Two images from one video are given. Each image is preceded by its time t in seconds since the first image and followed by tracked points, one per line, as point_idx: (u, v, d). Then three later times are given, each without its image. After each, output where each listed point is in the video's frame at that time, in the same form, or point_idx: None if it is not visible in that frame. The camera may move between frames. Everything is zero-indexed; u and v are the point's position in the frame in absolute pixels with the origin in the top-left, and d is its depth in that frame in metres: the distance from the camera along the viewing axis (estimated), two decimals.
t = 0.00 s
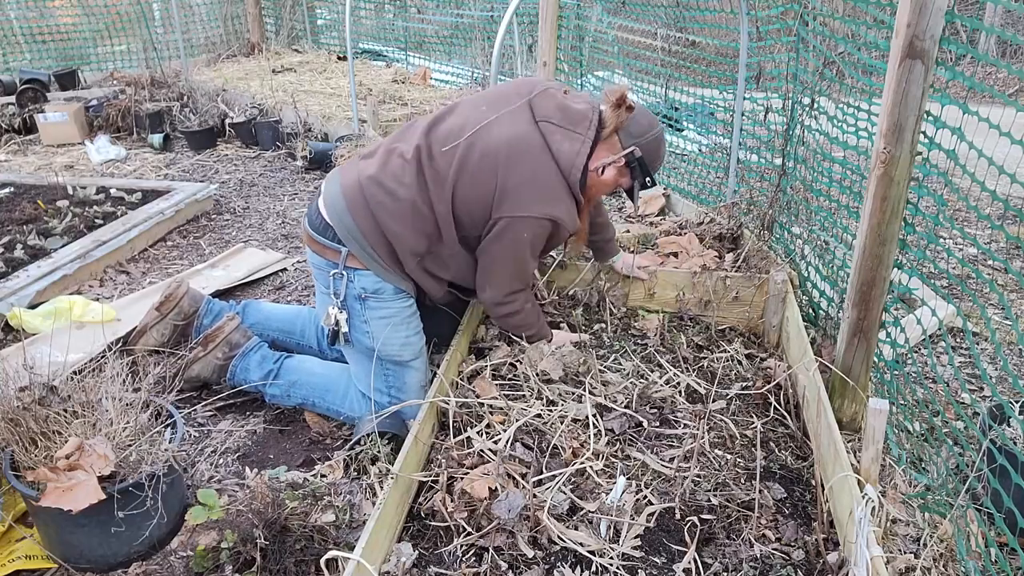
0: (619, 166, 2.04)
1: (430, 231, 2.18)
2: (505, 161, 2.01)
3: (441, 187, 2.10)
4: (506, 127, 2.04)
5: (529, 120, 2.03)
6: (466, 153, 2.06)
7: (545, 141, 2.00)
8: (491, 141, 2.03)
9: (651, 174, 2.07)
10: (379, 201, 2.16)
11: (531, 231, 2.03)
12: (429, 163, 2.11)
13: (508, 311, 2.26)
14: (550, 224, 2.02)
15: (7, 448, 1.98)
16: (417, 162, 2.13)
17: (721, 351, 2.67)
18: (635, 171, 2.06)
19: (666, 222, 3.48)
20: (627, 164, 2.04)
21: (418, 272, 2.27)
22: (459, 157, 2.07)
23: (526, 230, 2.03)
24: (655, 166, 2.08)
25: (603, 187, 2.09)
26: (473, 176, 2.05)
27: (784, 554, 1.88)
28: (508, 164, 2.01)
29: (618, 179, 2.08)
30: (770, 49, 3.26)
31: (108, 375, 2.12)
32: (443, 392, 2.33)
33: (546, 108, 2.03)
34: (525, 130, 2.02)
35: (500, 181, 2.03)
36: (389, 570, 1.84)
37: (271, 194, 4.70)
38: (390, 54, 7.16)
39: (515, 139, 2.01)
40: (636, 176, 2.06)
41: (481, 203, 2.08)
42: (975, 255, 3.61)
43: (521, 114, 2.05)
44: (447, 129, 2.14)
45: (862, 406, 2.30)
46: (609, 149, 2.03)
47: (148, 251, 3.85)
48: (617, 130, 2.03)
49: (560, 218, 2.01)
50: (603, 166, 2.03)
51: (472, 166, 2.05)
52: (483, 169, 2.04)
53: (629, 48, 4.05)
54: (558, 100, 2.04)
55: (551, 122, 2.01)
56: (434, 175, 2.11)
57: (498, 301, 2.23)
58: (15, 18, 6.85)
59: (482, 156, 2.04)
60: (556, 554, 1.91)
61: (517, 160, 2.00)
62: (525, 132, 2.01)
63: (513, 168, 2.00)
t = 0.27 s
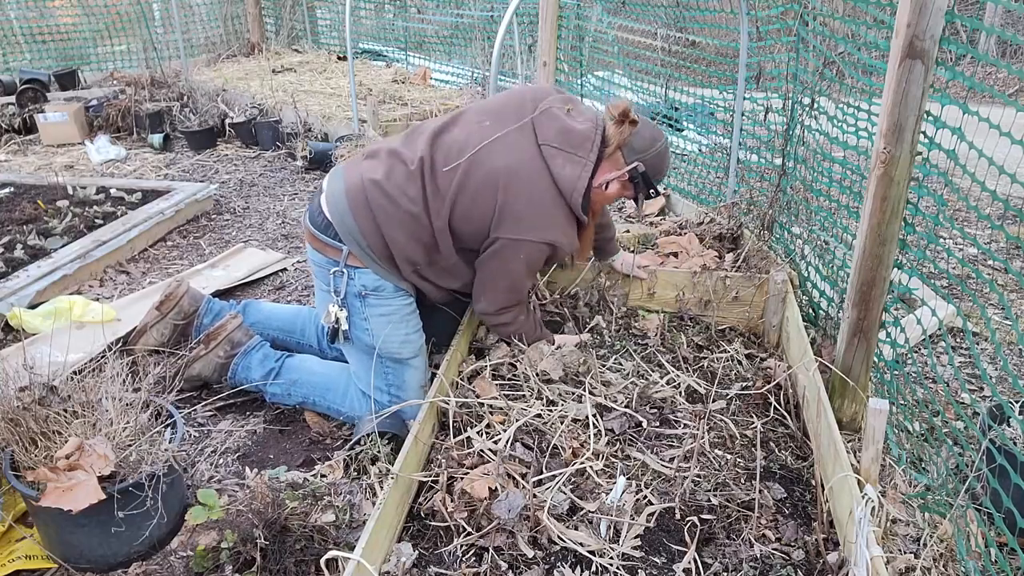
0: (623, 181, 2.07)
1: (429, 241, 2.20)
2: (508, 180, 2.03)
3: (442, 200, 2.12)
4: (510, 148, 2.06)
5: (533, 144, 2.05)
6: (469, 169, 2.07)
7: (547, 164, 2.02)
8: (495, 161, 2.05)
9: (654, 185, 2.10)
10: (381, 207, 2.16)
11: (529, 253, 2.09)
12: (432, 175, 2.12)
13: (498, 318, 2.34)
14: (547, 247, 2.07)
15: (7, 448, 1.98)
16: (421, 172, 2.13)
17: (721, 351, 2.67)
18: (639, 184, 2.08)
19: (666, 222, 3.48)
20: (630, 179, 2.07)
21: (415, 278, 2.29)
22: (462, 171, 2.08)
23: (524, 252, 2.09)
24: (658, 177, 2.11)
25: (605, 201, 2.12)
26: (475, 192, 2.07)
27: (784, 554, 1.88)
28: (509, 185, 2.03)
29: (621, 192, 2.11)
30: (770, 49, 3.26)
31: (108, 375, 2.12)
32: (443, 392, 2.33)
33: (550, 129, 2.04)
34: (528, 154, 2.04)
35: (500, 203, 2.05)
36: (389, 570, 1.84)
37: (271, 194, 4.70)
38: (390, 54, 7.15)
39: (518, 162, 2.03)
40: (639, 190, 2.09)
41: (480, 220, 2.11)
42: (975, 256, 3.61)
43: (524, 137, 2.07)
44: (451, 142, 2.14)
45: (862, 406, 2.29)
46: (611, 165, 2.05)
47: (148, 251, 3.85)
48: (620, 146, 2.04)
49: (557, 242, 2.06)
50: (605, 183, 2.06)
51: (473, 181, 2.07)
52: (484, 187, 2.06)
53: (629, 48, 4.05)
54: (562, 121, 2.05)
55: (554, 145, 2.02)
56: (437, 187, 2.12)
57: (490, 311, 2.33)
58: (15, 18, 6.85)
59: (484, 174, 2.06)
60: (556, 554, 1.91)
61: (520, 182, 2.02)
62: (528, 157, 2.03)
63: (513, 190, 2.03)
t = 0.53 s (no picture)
0: (626, 134, 2.07)
1: (439, 230, 2.19)
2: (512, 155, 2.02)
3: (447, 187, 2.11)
4: (508, 120, 2.05)
5: (529, 110, 2.04)
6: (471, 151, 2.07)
7: (546, 126, 2.01)
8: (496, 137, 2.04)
9: (657, 135, 2.10)
10: (386, 202, 2.16)
11: (544, 220, 2.05)
12: (433, 161, 2.11)
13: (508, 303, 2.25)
14: (563, 211, 2.05)
15: (7, 448, 1.98)
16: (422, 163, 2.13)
17: (721, 351, 2.67)
18: (641, 136, 2.09)
19: (666, 222, 3.48)
20: (633, 130, 2.07)
21: (426, 274, 2.28)
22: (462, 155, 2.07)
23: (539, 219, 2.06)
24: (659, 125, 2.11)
25: (611, 158, 2.11)
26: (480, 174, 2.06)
27: (784, 554, 1.88)
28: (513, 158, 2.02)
29: (625, 145, 2.11)
30: (770, 49, 3.26)
31: (108, 376, 2.12)
32: (443, 392, 2.33)
33: (542, 92, 2.03)
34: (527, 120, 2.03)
35: (508, 175, 2.04)
36: (389, 570, 1.84)
37: (271, 194, 4.70)
38: (390, 54, 7.15)
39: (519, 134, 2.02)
40: (643, 140, 2.09)
41: (489, 199, 2.10)
42: (975, 256, 3.61)
43: (519, 106, 2.06)
44: (449, 126, 2.13)
45: (862, 406, 2.29)
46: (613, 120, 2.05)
47: (148, 251, 3.85)
48: (617, 100, 2.03)
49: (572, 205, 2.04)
50: (611, 138, 2.06)
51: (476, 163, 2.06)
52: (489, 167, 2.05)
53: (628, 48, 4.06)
54: (553, 82, 2.04)
55: (549, 107, 2.01)
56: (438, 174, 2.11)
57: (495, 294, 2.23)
58: (15, 18, 6.85)
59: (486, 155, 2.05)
60: (556, 554, 1.91)
61: (523, 153, 2.01)
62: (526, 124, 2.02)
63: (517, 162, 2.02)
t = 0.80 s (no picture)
0: (620, 126, 2.03)
1: (435, 220, 2.18)
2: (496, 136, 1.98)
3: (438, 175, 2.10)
4: (499, 103, 2.02)
5: (518, 90, 2.02)
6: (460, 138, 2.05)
7: (536, 107, 1.98)
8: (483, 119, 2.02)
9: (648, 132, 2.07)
10: (381, 197, 2.16)
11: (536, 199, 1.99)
12: (426, 151, 2.11)
13: (481, 279, 2.08)
14: (546, 183, 1.96)
15: (7, 448, 1.98)
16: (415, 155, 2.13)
17: (721, 351, 2.67)
18: (635, 129, 2.05)
19: (666, 222, 3.48)
20: (627, 123, 2.03)
21: (426, 267, 2.28)
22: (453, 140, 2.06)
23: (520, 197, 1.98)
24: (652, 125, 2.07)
25: (604, 150, 2.07)
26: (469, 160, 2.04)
27: (784, 554, 1.88)
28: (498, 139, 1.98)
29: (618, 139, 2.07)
30: (770, 49, 3.26)
31: (108, 376, 2.12)
32: (443, 392, 2.33)
33: (533, 76, 2.01)
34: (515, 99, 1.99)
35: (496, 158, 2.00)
36: (389, 570, 1.84)
37: (271, 194, 4.70)
38: (390, 54, 7.15)
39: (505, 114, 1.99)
40: (634, 135, 2.06)
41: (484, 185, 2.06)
42: (975, 256, 3.61)
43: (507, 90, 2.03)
44: (442, 116, 2.13)
45: (862, 406, 2.29)
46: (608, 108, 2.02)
47: (148, 251, 3.85)
48: (612, 91, 2.01)
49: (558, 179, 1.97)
50: (604, 128, 2.02)
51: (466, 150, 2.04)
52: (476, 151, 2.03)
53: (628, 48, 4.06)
54: (546, 67, 2.02)
55: (540, 88, 1.99)
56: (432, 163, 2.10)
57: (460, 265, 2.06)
58: (15, 18, 6.86)
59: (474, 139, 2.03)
60: (556, 554, 1.91)
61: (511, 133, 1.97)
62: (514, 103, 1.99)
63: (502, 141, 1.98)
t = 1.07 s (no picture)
0: (610, 120, 2.03)
1: (426, 217, 2.16)
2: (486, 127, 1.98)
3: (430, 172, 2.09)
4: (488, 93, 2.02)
5: (507, 81, 2.02)
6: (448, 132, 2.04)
7: (526, 95, 1.97)
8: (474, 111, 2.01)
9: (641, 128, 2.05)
10: (370, 195, 2.16)
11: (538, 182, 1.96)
12: (414, 149, 2.11)
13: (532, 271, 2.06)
14: (556, 162, 1.95)
15: (7, 448, 1.98)
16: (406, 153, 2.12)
17: (721, 351, 2.67)
18: (626, 125, 2.04)
19: (666, 222, 3.48)
20: (618, 117, 2.02)
21: (420, 265, 2.26)
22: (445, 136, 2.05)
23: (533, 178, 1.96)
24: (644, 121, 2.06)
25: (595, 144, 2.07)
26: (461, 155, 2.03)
27: (784, 554, 1.88)
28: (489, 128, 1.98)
29: (611, 134, 2.06)
30: (770, 49, 3.26)
31: (108, 376, 2.12)
32: (443, 392, 2.33)
33: (522, 67, 2.01)
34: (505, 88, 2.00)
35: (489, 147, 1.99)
36: (389, 570, 1.84)
37: (271, 194, 4.70)
38: (390, 54, 7.15)
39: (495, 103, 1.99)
40: (627, 132, 2.05)
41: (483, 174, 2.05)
42: (975, 256, 3.61)
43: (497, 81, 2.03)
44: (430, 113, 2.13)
45: (862, 406, 2.29)
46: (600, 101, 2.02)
47: (148, 251, 3.85)
48: (602, 84, 2.02)
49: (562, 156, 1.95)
50: (595, 121, 2.02)
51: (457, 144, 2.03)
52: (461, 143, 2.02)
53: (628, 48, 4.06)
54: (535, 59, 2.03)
55: (529, 77, 1.99)
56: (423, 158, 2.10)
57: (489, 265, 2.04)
58: (15, 18, 6.86)
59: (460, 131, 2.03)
60: (556, 554, 1.91)
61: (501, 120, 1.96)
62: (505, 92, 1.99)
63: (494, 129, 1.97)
